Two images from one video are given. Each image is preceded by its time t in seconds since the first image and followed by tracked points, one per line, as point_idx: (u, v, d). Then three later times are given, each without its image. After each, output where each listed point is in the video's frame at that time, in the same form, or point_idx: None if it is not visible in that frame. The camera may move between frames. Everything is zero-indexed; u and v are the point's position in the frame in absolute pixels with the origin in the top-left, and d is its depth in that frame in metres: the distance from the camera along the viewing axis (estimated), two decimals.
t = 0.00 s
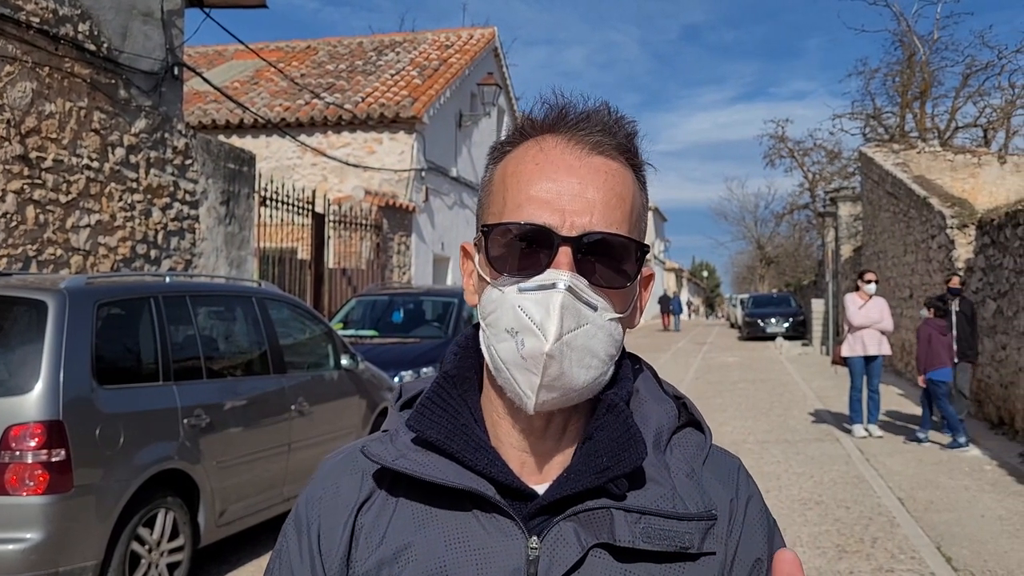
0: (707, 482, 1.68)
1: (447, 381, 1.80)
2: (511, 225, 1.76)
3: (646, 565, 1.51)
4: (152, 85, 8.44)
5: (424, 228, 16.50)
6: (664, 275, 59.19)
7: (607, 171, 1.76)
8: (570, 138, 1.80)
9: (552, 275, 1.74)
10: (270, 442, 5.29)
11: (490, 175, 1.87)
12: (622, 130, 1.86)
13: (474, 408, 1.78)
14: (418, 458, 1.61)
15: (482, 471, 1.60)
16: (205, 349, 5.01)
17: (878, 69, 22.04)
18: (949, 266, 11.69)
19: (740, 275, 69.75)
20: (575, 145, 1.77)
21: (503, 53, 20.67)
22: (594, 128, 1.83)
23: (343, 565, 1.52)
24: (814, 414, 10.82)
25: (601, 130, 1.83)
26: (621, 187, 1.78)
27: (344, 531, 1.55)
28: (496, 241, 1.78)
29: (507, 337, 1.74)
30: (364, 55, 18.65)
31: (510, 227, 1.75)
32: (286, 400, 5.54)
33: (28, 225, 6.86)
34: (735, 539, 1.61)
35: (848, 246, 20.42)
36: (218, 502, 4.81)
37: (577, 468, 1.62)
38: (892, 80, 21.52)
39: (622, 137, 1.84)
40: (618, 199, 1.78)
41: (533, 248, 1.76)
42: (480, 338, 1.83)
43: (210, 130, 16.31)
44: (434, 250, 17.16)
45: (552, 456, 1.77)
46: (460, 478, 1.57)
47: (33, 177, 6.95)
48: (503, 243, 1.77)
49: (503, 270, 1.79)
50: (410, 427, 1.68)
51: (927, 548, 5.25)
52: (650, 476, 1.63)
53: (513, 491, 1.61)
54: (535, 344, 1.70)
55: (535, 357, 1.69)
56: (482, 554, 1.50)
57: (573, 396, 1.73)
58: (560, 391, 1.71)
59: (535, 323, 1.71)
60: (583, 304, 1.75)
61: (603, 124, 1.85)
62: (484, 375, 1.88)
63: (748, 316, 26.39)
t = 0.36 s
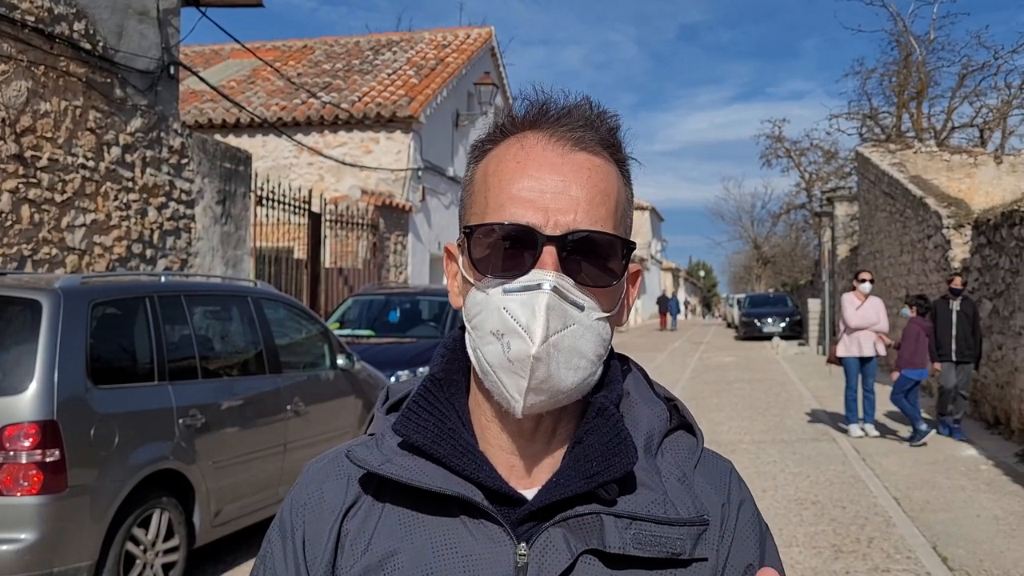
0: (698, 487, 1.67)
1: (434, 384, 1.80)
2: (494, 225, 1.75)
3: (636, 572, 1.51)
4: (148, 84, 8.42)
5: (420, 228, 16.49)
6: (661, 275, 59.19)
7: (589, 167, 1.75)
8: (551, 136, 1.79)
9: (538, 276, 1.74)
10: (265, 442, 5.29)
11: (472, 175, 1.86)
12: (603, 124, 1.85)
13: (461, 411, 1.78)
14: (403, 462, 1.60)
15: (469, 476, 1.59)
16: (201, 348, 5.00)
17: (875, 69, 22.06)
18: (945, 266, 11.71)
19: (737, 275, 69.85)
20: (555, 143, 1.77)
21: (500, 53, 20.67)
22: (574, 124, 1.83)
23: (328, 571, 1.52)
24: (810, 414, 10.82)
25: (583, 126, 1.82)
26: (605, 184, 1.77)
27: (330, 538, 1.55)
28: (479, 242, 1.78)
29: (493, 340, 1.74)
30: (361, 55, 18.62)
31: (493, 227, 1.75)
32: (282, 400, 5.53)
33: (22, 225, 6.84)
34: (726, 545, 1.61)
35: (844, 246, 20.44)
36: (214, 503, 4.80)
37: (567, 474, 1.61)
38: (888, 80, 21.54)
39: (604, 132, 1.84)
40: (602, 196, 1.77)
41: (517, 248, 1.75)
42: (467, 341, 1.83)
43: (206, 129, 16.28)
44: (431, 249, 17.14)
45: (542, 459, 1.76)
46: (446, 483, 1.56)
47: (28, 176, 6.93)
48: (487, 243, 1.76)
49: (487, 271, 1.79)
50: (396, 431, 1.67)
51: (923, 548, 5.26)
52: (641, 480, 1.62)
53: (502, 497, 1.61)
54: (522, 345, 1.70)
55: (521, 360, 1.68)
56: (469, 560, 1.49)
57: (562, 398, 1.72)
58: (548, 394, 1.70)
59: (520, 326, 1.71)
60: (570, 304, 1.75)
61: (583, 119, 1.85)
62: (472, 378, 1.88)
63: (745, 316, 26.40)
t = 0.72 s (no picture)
0: (704, 488, 1.67)
1: (439, 383, 1.80)
2: (491, 218, 1.75)
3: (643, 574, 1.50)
4: (145, 83, 8.40)
5: (418, 227, 16.47)
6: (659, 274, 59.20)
7: (581, 154, 1.76)
8: (539, 128, 1.80)
9: (540, 260, 1.74)
10: (264, 442, 5.28)
11: (464, 176, 1.87)
12: (590, 115, 1.87)
13: (466, 411, 1.78)
14: (408, 462, 1.61)
15: (474, 475, 1.59)
16: (198, 348, 4.99)
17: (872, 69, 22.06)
18: (943, 266, 11.72)
19: (735, 275, 69.92)
20: (545, 133, 1.78)
21: (498, 52, 20.66)
22: (563, 114, 1.84)
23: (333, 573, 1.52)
24: (808, 414, 10.83)
25: (571, 117, 1.83)
26: (597, 170, 1.78)
27: (335, 540, 1.55)
28: (476, 236, 1.77)
29: (498, 329, 1.72)
30: (358, 54, 18.60)
31: (489, 221, 1.75)
32: (280, 399, 5.52)
33: (19, 224, 6.82)
34: (734, 546, 1.60)
35: (842, 246, 20.43)
36: (212, 503, 4.79)
37: (572, 474, 1.61)
38: (886, 80, 21.55)
39: (593, 121, 1.85)
40: (595, 182, 1.78)
41: (516, 238, 1.75)
42: (470, 338, 1.81)
43: (204, 129, 16.26)
44: (428, 249, 17.13)
45: (549, 454, 1.75)
46: (451, 483, 1.56)
47: (25, 175, 6.91)
48: (484, 236, 1.76)
49: (487, 263, 1.78)
50: (401, 432, 1.67)
51: (921, 547, 5.26)
52: (646, 480, 1.62)
53: (507, 497, 1.61)
54: (528, 327, 1.70)
55: (530, 342, 1.68)
56: (474, 560, 1.49)
57: (571, 380, 1.71)
58: (558, 376, 1.69)
59: (525, 309, 1.71)
60: (574, 288, 1.75)
61: (571, 109, 1.86)
62: (475, 377, 1.88)
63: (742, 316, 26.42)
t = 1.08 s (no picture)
0: (714, 488, 1.67)
1: (445, 388, 1.79)
2: (493, 225, 1.74)
3: None
4: (144, 83, 8.40)
5: (417, 227, 16.47)
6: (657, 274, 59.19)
7: (580, 155, 1.76)
8: (536, 130, 1.80)
9: (545, 266, 1.74)
10: (263, 442, 5.28)
11: (460, 179, 1.86)
12: (585, 111, 1.87)
13: (472, 414, 1.78)
14: (415, 468, 1.60)
15: (482, 480, 1.59)
16: (197, 348, 4.99)
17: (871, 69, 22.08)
18: (941, 265, 11.73)
19: (733, 275, 69.98)
20: (541, 135, 1.78)
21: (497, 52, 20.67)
22: (559, 112, 1.83)
23: None
24: (806, 414, 10.84)
25: (567, 114, 1.83)
26: (597, 169, 1.79)
27: (342, 547, 1.55)
28: (479, 244, 1.77)
29: (508, 338, 1.74)
30: (357, 54, 18.60)
31: (491, 228, 1.75)
32: (279, 399, 5.52)
33: (18, 224, 6.82)
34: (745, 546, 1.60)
35: (840, 246, 20.43)
36: (211, 502, 4.78)
37: (582, 477, 1.61)
38: (884, 80, 21.57)
39: (589, 119, 1.86)
40: (595, 182, 1.78)
41: (519, 244, 1.75)
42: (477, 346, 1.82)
43: (202, 128, 16.26)
44: (427, 248, 17.12)
45: (558, 458, 1.75)
46: (458, 488, 1.56)
47: (24, 175, 6.90)
48: (486, 243, 1.76)
49: (491, 271, 1.79)
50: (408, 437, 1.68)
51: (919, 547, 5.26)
52: (656, 483, 1.62)
53: (515, 501, 1.61)
54: (539, 336, 1.71)
55: (540, 351, 1.69)
56: (483, 565, 1.49)
57: (584, 388, 1.72)
58: (570, 384, 1.70)
59: (535, 318, 1.72)
60: (580, 293, 1.75)
61: (566, 107, 1.85)
62: (480, 380, 1.88)
63: (741, 315, 26.43)
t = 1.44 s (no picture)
0: (721, 490, 1.67)
1: (444, 394, 1.79)
2: (490, 242, 1.74)
3: None
4: (142, 82, 8.39)
5: (416, 226, 16.46)
6: (655, 273, 59.24)
7: (576, 164, 1.75)
8: (529, 136, 1.79)
9: (548, 287, 1.74)
10: (262, 442, 5.29)
11: (452, 189, 1.85)
12: (578, 114, 1.85)
13: (474, 420, 1.77)
14: (416, 475, 1.60)
15: (485, 488, 1.58)
16: (196, 347, 4.99)
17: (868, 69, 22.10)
18: (939, 265, 11.74)
19: (732, 275, 70.00)
20: (535, 144, 1.76)
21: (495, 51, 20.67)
22: (551, 118, 1.82)
23: None
24: (805, 413, 10.85)
25: (561, 116, 1.83)
26: (595, 174, 1.77)
27: (343, 552, 1.55)
28: (476, 261, 1.76)
29: (510, 362, 1.74)
30: (355, 53, 18.58)
31: (488, 245, 1.74)
32: (277, 399, 5.51)
33: (16, 223, 6.81)
34: (752, 548, 1.60)
35: (839, 245, 20.44)
36: (209, 502, 4.78)
37: (587, 483, 1.61)
38: (882, 80, 21.59)
39: (583, 122, 1.84)
40: (593, 190, 1.77)
41: (517, 261, 1.73)
42: (478, 364, 1.82)
43: (201, 128, 16.25)
44: (425, 248, 17.12)
45: (561, 469, 1.76)
46: (461, 496, 1.56)
47: (22, 174, 6.90)
48: (484, 261, 1.75)
49: (489, 291, 1.78)
50: (408, 444, 1.67)
51: (918, 546, 5.26)
52: (661, 487, 1.62)
53: (519, 507, 1.61)
54: (545, 365, 1.70)
55: (547, 380, 1.69)
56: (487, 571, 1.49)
57: (590, 411, 1.72)
58: (579, 409, 1.70)
59: (538, 343, 1.72)
60: (583, 310, 1.74)
61: (559, 111, 1.84)
62: (482, 389, 1.87)
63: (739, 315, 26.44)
